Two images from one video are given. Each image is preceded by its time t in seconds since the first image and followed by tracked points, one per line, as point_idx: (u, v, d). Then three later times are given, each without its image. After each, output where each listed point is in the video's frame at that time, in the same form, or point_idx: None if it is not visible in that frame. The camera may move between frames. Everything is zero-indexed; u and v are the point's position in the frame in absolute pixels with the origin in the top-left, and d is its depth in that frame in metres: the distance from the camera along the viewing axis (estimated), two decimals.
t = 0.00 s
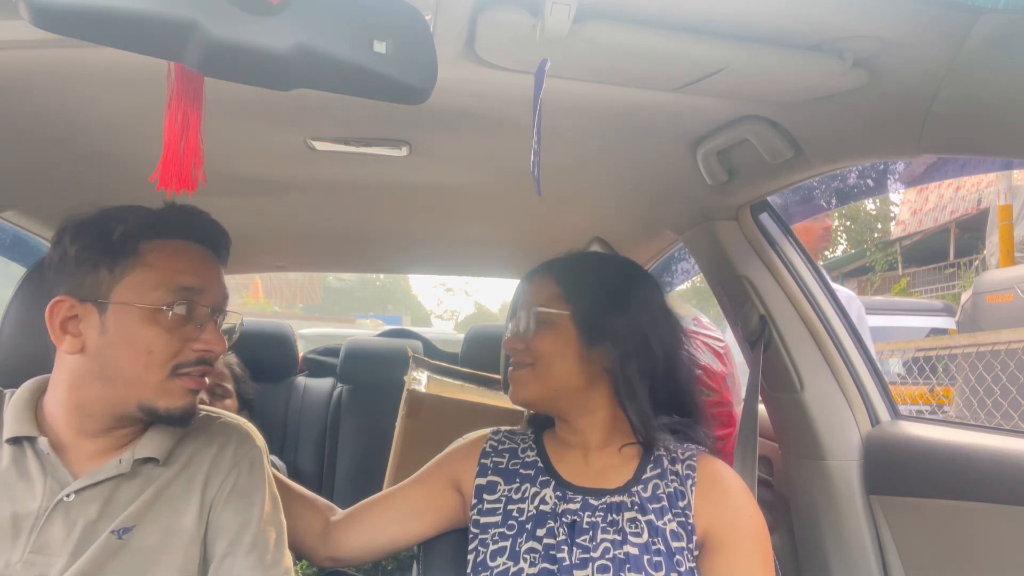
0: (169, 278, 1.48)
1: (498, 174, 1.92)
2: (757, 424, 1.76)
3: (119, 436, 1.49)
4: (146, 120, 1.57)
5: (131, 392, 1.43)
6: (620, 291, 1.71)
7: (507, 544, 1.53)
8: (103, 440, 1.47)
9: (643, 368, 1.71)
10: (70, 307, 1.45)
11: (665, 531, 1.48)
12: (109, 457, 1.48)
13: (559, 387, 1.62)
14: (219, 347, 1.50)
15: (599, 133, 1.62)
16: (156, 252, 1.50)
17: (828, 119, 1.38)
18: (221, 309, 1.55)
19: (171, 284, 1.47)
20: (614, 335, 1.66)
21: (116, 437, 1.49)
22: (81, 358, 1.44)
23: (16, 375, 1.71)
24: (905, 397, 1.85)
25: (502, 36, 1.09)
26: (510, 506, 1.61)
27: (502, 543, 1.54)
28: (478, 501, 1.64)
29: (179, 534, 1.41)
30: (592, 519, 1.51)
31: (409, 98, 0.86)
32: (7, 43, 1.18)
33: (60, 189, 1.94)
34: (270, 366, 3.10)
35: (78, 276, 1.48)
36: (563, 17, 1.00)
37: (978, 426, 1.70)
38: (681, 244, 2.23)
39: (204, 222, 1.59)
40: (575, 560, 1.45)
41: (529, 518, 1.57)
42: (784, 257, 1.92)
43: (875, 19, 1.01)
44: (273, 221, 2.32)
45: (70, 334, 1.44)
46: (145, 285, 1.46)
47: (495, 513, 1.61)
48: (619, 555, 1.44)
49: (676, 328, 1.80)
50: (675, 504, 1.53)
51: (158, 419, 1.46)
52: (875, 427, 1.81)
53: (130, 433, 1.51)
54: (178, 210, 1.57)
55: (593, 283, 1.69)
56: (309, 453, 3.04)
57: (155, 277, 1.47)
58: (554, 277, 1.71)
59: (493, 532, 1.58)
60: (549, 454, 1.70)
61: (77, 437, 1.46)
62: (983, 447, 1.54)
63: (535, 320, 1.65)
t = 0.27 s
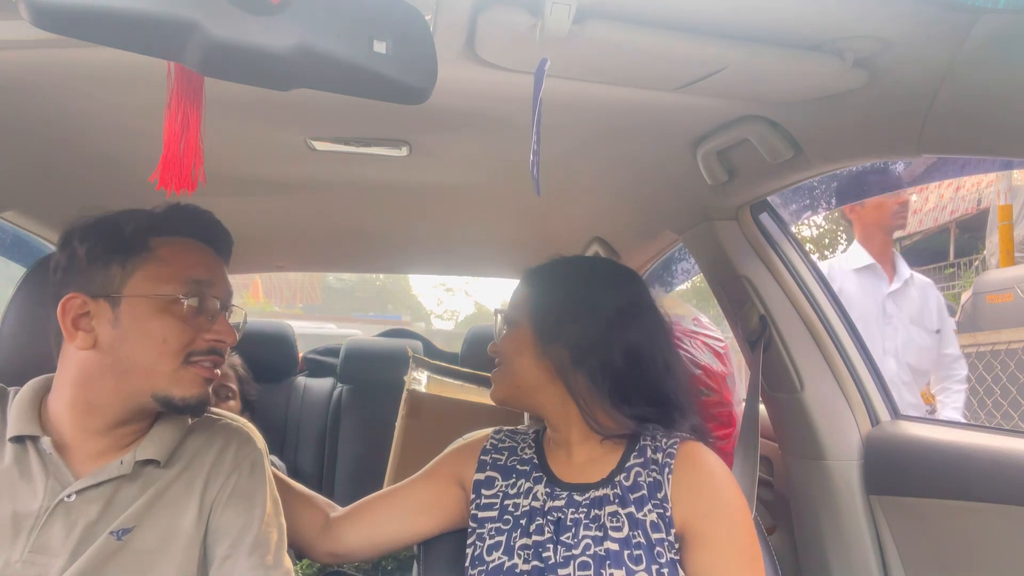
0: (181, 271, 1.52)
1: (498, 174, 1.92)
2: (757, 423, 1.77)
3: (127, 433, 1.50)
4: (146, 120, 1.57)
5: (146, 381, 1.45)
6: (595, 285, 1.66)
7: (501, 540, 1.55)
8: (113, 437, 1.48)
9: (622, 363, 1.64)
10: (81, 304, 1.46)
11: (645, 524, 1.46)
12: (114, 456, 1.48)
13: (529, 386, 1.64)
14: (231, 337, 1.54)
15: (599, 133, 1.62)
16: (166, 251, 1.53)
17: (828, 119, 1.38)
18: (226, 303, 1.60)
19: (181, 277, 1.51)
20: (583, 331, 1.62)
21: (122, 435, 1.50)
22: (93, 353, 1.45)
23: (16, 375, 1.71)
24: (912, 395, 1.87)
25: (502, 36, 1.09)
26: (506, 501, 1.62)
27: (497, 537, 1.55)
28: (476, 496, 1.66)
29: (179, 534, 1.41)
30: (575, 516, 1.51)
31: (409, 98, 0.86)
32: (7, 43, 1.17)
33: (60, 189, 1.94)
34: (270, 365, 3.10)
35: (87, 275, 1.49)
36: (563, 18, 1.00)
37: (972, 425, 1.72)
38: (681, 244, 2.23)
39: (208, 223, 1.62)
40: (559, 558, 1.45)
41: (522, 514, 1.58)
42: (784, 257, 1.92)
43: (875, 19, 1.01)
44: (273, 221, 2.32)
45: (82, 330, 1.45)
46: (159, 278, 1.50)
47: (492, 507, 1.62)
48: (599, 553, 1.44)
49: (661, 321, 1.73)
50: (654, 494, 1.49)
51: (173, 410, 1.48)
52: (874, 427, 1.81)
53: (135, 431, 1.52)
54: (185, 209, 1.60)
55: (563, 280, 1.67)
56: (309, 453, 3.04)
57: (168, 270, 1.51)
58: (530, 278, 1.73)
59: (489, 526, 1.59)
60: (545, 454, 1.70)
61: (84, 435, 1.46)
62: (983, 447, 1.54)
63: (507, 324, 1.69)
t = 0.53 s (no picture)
0: (198, 269, 1.56)
1: (498, 174, 1.92)
2: (757, 424, 1.77)
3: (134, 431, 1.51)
4: (146, 120, 1.57)
5: (157, 371, 1.47)
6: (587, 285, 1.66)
7: (499, 543, 1.55)
8: (120, 433, 1.49)
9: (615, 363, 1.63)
10: (100, 296, 1.51)
11: (641, 524, 1.46)
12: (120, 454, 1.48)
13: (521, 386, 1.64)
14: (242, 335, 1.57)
15: (599, 133, 1.62)
16: (184, 253, 1.58)
17: (829, 119, 1.38)
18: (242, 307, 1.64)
19: (199, 274, 1.56)
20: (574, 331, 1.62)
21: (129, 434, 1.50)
22: (108, 342, 1.48)
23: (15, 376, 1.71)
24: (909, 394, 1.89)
25: (502, 36, 1.09)
26: (504, 504, 1.62)
27: (495, 541, 1.56)
28: (474, 499, 1.66)
29: (180, 534, 1.41)
30: (572, 518, 1.51)
31: (409, 98, 0.86)
32: (7, 43, 1.17)
33: (60, 189, 1.94)
34: (270, 366, 3.10)
35: (108, 271, 1.54)
36: (564, 18, 1.00)
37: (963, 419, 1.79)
38: (681, 244, 2.23)
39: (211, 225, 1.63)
40: (557, 561, 1.46)
41: (520, 517, 1.58)
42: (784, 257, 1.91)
43: (876, 19, 1.01)
44: (273, 221, 2.32)
45: (98, 320, 1.49)
46: (177, 273, 1.54)
47: (490, 511, 1.63)
48: (596, 554, 1.44)
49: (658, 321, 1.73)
50: (649, 494, 1.49)
51: (180, 403, 1.49)
52: (874, 427, 1.81)
53: (144, 431, 1.52)
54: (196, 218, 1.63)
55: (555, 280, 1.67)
56: (309, 453, 3.04)
57: (185, 266, 1.56)
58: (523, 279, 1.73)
59: (487, 530, 1.59)
60: (543, 455, 1.70)
61: (90, 430, 1.46)
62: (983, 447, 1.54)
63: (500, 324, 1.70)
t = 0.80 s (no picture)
0: (205, 271, 1.57)
1: (498, 174, 1.92)
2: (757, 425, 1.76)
3: (139, 430, 1.51)
4: (146, 120, 1.57)
5: (165, 372, 1.47)
6: (590, 284, 1.66)
7: (501, 545, 1.55)
8: (126, 433, 1.49)
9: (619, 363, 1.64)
10: (107, 297, 1.50)
11: (643, 522, 1.47)
12: (124, 454, 1.49)
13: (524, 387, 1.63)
14: (248, 335, 1.57)
15: (599, 133, 1.62)
16: (190, 254, 1.59)
17: (829, 119, 1.37)
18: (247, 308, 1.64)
19: (206, 276, 1.57)
20: (577, 330, 1.62)
21: (134, 433, 1.51)
22: (115, 343, 1.48)
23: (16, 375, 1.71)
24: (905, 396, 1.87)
25: (502, 36, 1.09)
26: (506, 505, 1.62)
27: (496, 543, 1.55)
28: (475, 500, 1.66)
29: (181, 534, 1.41)
30: (575, 518, 1.51)
31: (409, 98, 0.86)
32: (8, 43, 1.18)
33: (60, 189, 1.94)
34: (270, 365, 3.10)
35: (114, 271, 1.54)
36: (563, 17, 1.00)
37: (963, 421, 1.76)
38: (681, 243, 2.23)
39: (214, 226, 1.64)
40: (559, 562, 1.46)
41: (522, 519, 1.58)
42: (784, 257, 1.92)
43: (875, 18, 1.01)
44: (273, 221, 2.32)
45: (106, 320, 1.49)
46: (183, 274, 1.55)
47: (492, 512, 1.62)
48: (598, 554, 1.44)
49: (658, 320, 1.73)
50: (652, 491, 1.50)
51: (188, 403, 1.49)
52: (875, 427, 1.81)
53: (148, 431, 1.53)
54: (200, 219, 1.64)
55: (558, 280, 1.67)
56: (309, 453, 3.04)
57: (192, 267, 1.56)
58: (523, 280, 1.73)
59: (489, 531, 1.59)
60: (544, 455, 1.70)
61: (95, 429, 1.47)
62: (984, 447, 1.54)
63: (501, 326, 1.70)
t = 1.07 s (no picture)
0: (205, 267, 1.57)
1: (498, 174, 1.92)
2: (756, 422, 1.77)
3: (138, 429, 1.51)
4: (146, 120, 1.57)
5: (164, 368, 1.47)
6: (593, 282, 1.67)
7: (507, 558, 1.54)
8: (125, 431, 1.49)
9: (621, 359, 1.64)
10: (106, 293, 1.51)
11: (650, 521, 1.47)
12: (124, 453, 1.49)
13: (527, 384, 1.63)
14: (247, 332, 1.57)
15: (599, 132, 1.62)
16: (189, 252, 1.59)
17: (829, 119, 1.38)
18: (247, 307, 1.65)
19: (205, 272, 1.57)
20: (581, 326, 1.63)
21: (134, 432, 1.51)
22: (114, 339, 1.49)
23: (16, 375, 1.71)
24: (905, 397, 1.85)
25: (502, 35, 1.09)
26: (510, 516, 1.61)
27: (502, 557, 1.54)
28: (480, 509, 1.65)
29: (182, 535, 1.41)
30: (586, 526, 1.50)
31: (409, 98, 0.86)
32: (8, 43, 1.18)
33: (60, 189, 1.94)
34: (270, 365, 3.10)
35: (113, 270, 1.54)
36: (563, 18, 1.00)
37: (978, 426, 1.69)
38: (681, 244, 2.23)
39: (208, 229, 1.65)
40: (569, 572, 1.45)
41: (527, 530, 1.57)
42: (784, 257, 1.92)
43: (875, 18, 1.01)
44: (273, 221, 2.32)
45: (105, 317, 1.50)
46: (184, 271, 1.55)
47: (496, 523, 1.61)
48: (608, 560, 1.44)
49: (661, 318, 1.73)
50: (657, 488, 1.50)
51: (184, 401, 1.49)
52: (875, 427, 1.81)
53: (148, 430, 1.53)
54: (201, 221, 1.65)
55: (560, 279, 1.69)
56: (309, 454, 3.04)
57: (191, 266, 1.56)
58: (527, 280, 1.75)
59: (494, 543, 1.58)
60: (547, 460, 1.70)
61: (95, 429, 1.47)
62: (984, 447, 1.54)
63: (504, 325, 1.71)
